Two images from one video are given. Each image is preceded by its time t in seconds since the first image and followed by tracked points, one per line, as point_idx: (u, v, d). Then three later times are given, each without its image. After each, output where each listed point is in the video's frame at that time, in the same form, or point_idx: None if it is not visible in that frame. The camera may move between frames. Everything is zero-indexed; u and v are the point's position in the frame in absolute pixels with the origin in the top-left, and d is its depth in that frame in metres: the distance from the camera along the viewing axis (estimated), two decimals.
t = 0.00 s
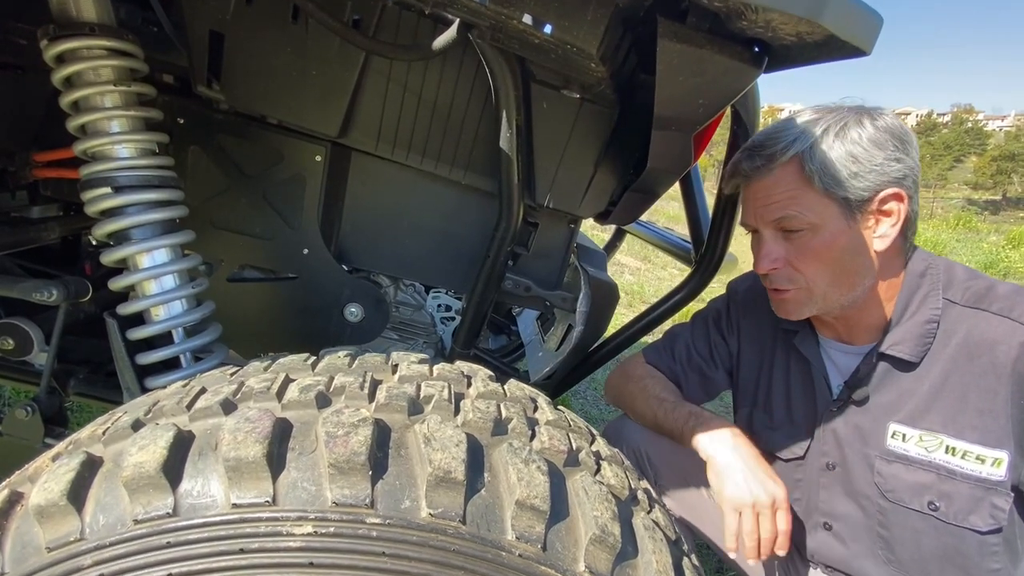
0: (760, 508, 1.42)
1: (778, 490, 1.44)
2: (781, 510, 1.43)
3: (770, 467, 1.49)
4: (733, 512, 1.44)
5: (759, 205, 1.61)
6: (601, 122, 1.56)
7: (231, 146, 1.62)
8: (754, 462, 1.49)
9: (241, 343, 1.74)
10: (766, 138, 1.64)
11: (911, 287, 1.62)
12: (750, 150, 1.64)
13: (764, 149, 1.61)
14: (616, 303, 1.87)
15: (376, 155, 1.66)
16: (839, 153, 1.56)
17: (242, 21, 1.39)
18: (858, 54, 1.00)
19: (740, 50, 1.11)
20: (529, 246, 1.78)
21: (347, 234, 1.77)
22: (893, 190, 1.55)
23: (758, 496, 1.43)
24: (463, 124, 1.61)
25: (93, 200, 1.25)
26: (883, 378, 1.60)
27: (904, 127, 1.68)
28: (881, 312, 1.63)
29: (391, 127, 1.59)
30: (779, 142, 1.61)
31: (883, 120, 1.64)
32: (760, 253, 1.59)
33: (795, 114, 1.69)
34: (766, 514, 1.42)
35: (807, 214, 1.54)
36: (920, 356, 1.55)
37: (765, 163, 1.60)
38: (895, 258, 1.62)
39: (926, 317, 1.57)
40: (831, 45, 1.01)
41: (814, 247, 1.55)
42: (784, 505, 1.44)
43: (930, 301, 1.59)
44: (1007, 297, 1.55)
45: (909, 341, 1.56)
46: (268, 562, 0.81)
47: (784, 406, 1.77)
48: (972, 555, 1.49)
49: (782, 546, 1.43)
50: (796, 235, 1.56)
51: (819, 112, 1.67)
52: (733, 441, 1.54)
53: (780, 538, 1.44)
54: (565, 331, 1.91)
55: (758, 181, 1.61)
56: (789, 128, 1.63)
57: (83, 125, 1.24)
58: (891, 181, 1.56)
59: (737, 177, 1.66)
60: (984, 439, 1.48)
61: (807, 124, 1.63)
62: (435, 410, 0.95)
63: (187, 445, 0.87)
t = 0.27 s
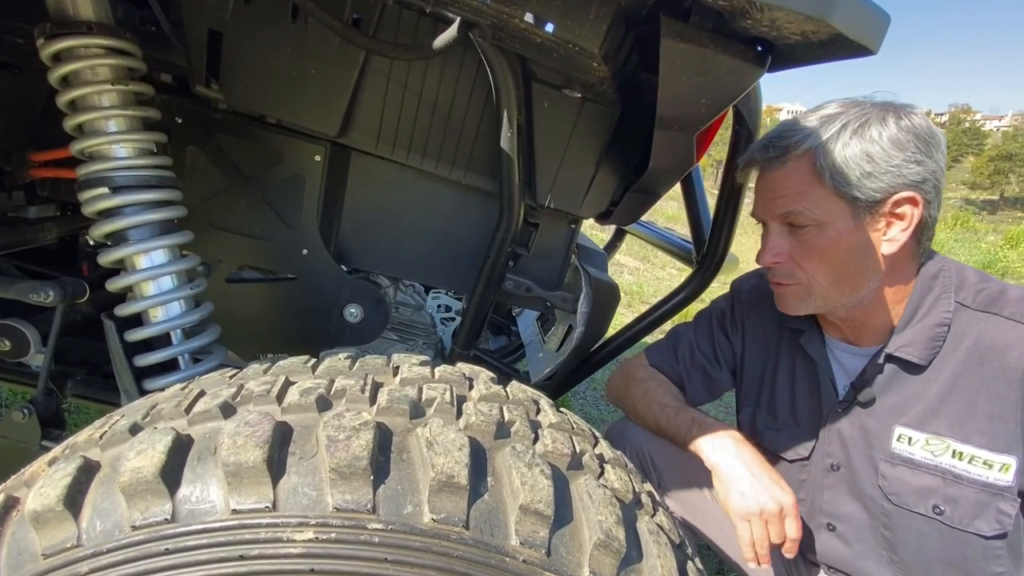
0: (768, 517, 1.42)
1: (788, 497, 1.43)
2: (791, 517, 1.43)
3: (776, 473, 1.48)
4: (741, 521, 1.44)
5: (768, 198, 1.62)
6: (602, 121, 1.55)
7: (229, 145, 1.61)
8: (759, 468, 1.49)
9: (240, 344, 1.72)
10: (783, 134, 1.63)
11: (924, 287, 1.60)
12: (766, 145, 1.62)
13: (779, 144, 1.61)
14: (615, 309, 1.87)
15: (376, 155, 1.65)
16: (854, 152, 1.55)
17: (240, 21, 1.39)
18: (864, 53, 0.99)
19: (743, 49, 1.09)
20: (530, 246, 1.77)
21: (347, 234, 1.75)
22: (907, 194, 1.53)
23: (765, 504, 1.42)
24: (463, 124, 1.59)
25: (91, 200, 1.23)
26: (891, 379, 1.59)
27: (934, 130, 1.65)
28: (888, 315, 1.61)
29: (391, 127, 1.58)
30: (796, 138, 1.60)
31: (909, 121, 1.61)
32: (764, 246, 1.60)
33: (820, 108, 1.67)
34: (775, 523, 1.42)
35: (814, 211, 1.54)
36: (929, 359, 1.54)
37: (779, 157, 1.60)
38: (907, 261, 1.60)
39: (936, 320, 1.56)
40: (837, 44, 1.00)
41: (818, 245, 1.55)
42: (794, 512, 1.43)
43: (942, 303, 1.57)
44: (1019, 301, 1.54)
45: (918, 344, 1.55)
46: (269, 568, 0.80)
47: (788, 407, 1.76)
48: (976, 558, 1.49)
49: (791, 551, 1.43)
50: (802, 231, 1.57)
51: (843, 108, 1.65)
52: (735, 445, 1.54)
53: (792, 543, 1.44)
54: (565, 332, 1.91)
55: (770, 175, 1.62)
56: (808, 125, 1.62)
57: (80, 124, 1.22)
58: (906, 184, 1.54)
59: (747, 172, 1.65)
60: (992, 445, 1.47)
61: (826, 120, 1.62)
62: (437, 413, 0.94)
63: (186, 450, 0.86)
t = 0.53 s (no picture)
0: (770, 519, 1.42)
1: (790, 500, 1.44)
2: (794, 520, 1.44)
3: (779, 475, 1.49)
4: (743, 522, 1.45)
5: (761, 203, 1.64)
6: (603, 126, 1.55)
7: (230, 149, 1.61)
8: (761, 470, 1.49)
9: (240, 348, 1.73)
10: (778, 142, 1.63)
11: (926, 294, 1.60)
12: (764, 152, 1.63)
13: (773, 152, 1.62)
14: (615, 311, 1.86)
15: (377, 159, 1.65)
16: (841, 165, 1.53)
17: (240, 27, 1.38)
18: (864, 63, 1.00)
19: (743, 56, 1.10)
20: (530, 250, 1.77)
21: (347, 239, 1.76)
22: (895, 210, 1.51)
23: (768, 506, 1.43)
24: (464, 129, 1.60)
25: (92, 206, 1.23)
26: (891, 386, 1.59)
27: (938, 143, 1.61)
28: (888, 321, 1.62)
29: (392, 132, 1.58)
30: (789, 148, 1.60)
31: (909, 135, 1.58)
32: (754, 249, 1.63)
33: (823, 115, 1.66)
34: (777, 525, 1.42)
35: (799, 220, 1.56)
36: (929, 367, 1.55)
37: (772, 164, 1.62)
38: (901, 273, 1.59)
39: (938, 328, 1.56)
40: (838, 54, 1.01)
41: (802, 253, 1.57)
42: (796, 515, 1.44)
43: (944, 310, 1.58)
44: (1020, 310, 1.54)
45: (917, 351, 1.55)
46: None
47: (788, 411, 1.77)
48: (975, 564, 1.50)
49: (794, 553, 1.44)
50: (789, 238, 1.59)
51: (843, 117, 1.62)
52: (738, 447, 1.55)
53: (795, 545, 1.45)
54: (566, 335, 1.91)
55: (764, 181, 1.64)
56: (802, 135, 1.61)
57: (82, 130, 1.22)
58: (895, 199, 1.52)
59: (745, 177, 1.66)
60: (992, 453, 1.48)
61: (822, 130, 1.61)
62: (441, 421, 0.94)
63: (191, 460, 0.86)
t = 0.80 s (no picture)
0: (776, 511, 1.44)
1: (794, 492, 1.46)
2: (798, 511, 1.45)
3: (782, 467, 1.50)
4: (749, 515, 1.46)
5: (759, 206, 1.66)
6: (607, 128, 1.56)
7: (234, 149, 1.62)
8: (765, 462, 1.50)
9: (245, 347, 1.74)
10: (776, 146, 1.64)
11: (927, 294, 1.62)
12: (762, 156, 1.65)
13: (770, 156, 1.63)
14: (617, 310, 1.87)
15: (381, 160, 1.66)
16: (837, 169, 1.55)
17: (247, 29, 1.39)
18: (867, 68, 1.01)
19: (748, 59, 1.11)
20: (533, 250, 1.78)
21: (352, 239, 1.77)
22: (890, 213, 1.53)
23: (772, 498, 1.45)
24: (468, 130, 1.61)
25: (102, 207, 1.24)
26: (892, 385, 1.61)
27: (934, 145, 1.62)
28: (888, 320, 1.64)
29: (396, 134, 1.59)
30: (785, 152, 1.61)
31: (904, 139, 1.59)
32: (752, 251, 1.65)
33: (821, 119, 1.67)
34: (783, 517, 1.44)
35: (795, 223, 1.57)
36: (929, 366, 1.56)
37: (770, 168, 1.63)
38: (900, 275, 1.60)
39: (938, 328, 1.57)
40: (841, 58, 1.02)
41: (799, 255, 1.58)
42: (800, 506, 1.46)
43: (944, 311, 1.59)
44: (1019, 310, 1.57)
45: (918, 350, 1.57)
46: (294, 572, 0.82)
47: (788, 410, 1.79)
48: (975, 561, 1.52)
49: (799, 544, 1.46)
50: (786, 240, 1.61)
51: (841, 120, 1.63)
52: (742, 441, 1.55)
53: (800, 536, 1.47)
54: (568, 335, 1.90)
55: (762, 184, 1.66)
56: (800, 139, 1.62)
57: (91, 131, 1.24)
58: (889, 203, 1.53)
59: (745, 179, 1.68)
60: (991, 451, 1.49)
61: (819, 133, 1.62)
62: (452, 419, 0.95)
63: (208, 456, 0.88)
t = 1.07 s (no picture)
0: (778, 504, 1.45)
1: (795, 485, 1.47)
2: (800, 504, 1.46)
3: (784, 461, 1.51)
4: (751, 509, 1.47)
5: (758, 205, 1.67)
6: (607, 127, 1.57)
7: (236, 148, 1.62)
8: (766, 456, 1.51)
9: (246, 346, 1.75)
10: (775, 146, 1.65)
11: (925, 292, 1.63)
12: (761, 155, 1.66)
13: (770, 156, 1.64)
14: (616, 309, 1.87)
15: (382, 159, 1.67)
16: (837, 169, 1.56)
17: (249, 28, 1.40)
18: (867, 66, 1.02)
19: (747, 58, 1.11)
20: (533, 249, 1.77)
21: (353, 238, 1.78)
22: (889, 212, 1.54)
23: (774, 491, 1.45)
24: (469, 129, 1.62)
25: (105, 205, 1.25)
26: (891, 382, 1.62)
27: (932, 145, 1.63)
28: (886, 318, 1.65)
29: (397, 133, 1.60)
30: (785, 152, 1.62)
31: (903, 139, 1.60)
32: (752, 250, 1.66)
33: (820, 119, 1.68)
34: (785, 510, 1.45)
35: (795, 223, 1.58)
36: (928, 363, 1.57)
37: (769, 167, 1.64)
38: (898, 274, 1.61)
39: (936, 325, 1.58)
40: (841, 57, 1.03)
41: (798, 255, 1.59)
42: (802, 499, 1.47)
43: (942, 308, 1.60)
44: (1016, 307, 1.57)
45: (916, 347, 1.58)
46: (300, 565, 0.82)
47: (788, 408, 1.80)
48: (973, 556, 1.52)
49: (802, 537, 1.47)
50: (786, 240, 1.62)
51: (840, 121, 1.64)
52: (742, 436, 1.56)
53: (802, 529, 1.47)
54: (568, 333, 1.91)
55: (762, 184, 1.67)
56: (799, 138, 1.63)
57: (94, 129, 1.24)
58: (888, 202, 1.54)
59: (744, 179, 1.69)
60: (988, 447, 1.50)
61: (819, 133, 1.63)
62: (456, 414, 0.96)
63: (214, 450, 0.88)
